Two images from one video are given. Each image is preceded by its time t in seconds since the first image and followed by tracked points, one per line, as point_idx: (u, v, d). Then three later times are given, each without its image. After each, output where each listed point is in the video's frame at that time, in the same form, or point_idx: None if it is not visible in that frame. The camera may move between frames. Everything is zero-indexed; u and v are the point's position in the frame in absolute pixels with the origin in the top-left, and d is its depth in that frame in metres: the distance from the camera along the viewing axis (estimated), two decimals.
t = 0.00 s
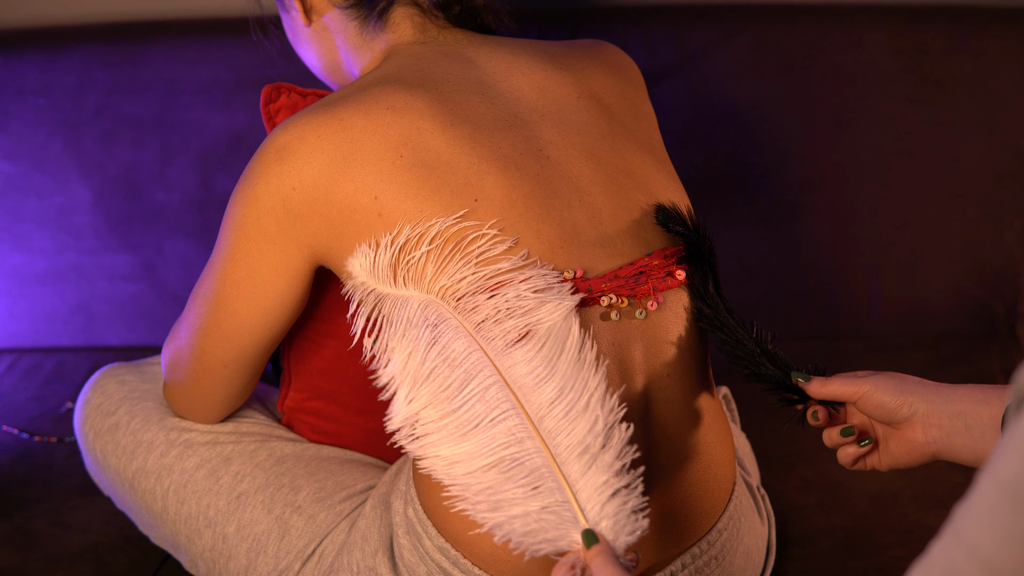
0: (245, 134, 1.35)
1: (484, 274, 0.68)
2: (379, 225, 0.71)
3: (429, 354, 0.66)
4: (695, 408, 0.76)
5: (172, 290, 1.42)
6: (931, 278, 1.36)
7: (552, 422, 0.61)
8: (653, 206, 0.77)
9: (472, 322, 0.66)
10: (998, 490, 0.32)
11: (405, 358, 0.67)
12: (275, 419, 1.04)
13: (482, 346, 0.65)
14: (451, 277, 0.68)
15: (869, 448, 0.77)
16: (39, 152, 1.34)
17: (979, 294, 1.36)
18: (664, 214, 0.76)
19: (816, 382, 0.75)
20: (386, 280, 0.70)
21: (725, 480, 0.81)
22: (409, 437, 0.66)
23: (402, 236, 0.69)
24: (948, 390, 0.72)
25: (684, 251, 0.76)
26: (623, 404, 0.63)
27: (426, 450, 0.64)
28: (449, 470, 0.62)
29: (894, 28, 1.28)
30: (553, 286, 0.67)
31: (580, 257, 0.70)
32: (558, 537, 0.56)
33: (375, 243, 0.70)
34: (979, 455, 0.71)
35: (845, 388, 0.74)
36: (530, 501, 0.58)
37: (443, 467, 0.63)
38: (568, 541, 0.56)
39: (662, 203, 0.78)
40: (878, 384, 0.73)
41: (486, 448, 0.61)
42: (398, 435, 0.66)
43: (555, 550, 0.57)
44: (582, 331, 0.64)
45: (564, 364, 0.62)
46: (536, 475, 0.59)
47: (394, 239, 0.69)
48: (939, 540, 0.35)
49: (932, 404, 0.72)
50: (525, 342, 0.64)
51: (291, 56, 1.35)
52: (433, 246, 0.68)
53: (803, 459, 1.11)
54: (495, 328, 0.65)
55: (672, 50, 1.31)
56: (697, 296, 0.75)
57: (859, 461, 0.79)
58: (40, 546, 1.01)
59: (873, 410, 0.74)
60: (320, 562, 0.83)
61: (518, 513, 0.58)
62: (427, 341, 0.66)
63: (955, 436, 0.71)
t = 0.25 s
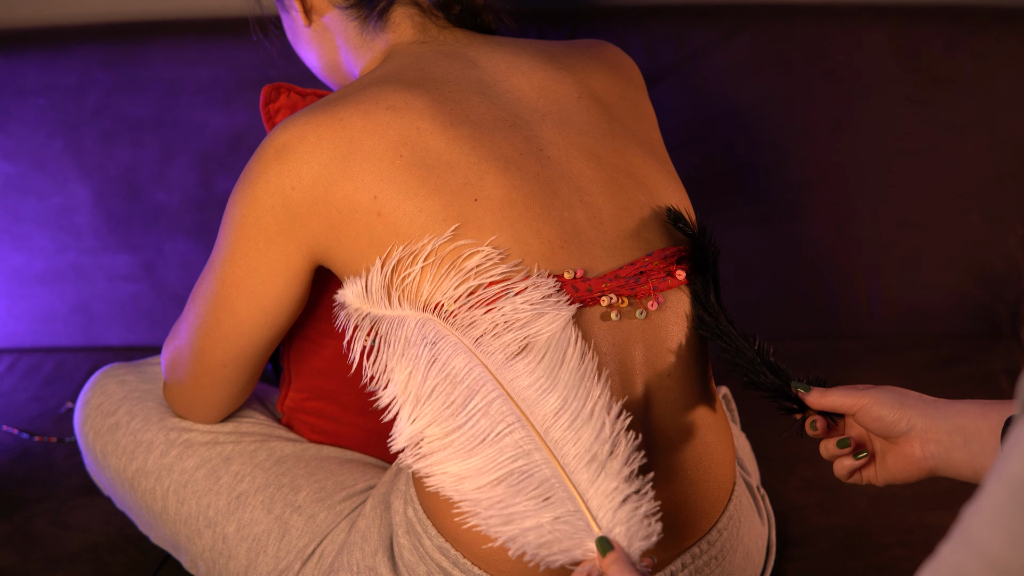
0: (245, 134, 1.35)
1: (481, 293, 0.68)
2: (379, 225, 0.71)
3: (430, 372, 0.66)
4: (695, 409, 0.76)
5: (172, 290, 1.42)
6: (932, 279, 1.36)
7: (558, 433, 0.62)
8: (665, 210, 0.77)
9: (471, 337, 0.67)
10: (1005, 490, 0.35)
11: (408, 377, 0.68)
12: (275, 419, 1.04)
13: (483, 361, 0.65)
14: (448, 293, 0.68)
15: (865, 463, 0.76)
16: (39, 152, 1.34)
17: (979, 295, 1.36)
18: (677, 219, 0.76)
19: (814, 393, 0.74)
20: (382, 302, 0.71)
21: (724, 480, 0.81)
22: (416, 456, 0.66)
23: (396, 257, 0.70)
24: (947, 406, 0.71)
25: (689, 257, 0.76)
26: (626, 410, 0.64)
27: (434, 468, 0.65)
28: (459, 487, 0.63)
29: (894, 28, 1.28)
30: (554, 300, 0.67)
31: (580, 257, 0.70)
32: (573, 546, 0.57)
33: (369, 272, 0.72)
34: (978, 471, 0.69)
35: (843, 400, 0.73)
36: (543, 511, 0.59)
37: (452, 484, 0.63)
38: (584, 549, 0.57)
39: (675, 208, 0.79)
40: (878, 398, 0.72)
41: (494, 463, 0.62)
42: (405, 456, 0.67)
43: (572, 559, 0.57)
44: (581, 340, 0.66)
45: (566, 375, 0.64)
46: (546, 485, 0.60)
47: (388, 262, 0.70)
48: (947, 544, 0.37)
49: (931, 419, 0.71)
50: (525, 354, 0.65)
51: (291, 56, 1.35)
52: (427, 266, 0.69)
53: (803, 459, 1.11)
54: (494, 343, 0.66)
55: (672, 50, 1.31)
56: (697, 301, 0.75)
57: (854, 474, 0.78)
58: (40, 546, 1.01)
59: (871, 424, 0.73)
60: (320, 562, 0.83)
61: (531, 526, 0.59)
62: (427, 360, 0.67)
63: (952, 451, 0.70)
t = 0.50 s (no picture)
0: (245, 134, 1.35)
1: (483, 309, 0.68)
2: (378, 224, 0.71)
3: (440, 390, 0.65)
4: (696, 409, 0.76)
5: (172, 290, 1.42)
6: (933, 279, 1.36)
7: (571, 443, 0.62)
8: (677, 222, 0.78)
9: (478, 351, 0.66)
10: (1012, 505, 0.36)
11: (417, 395, 0.67)
12: (275, 419, 1.04)
13: (491, 375, 0.65)
14: (448, 306, 0.68)
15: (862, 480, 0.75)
16: (39, 152, 1.34)
17: (980, 295, 1.36)
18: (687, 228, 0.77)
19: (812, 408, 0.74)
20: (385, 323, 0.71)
21: (725, 480, 0.80)
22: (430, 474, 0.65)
23: (398, 273, 0.70)
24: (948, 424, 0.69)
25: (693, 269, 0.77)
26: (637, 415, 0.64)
27: (449, 485, 0.64)
28: (475, 503, 0.62)
29: (894, 28, 1.28)
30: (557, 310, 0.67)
31: (580, 257, 0.70)
32: (594, 554, 0.57)
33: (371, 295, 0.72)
34: (978, 489, 0.66)
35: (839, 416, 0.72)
36: (561, 522, 0.59)
37: (469, 501, 0.63)
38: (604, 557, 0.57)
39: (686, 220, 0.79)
40: (873, 414, 0.71)
41: (509, 477, 0.61)
42: (420, 474, 0.66)
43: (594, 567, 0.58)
44: (586, 348, 0.65)
45: (575, 385, 0.63)
46: (563, 496, 0.60)
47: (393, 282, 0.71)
48: (966, 546, 0.39)
49: (928, 435, 0.69)
50: (533, 366, 0.64)
51: (291, 56, 1.35)
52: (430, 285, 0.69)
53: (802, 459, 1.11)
54: (501, 357, 0.65)
55: (672, 50, 1.31)
56: (698, 313, 0.76)
57: (849, 491, 0.76)
58: (41, 546, 1.01)
59: (867, 440, 0.71)
60: (320, 562, 0.83)
61: (550, 538, 0.59)
62: (435, 377, 0.66)
63: (949, 468, 0.67)
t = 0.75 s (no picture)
0: (245, 134, 1.35)
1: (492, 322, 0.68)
2: (378, 224, 0.71)
3: (458, 405, 0.65)
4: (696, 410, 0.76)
5: (172, 290, 1.42)
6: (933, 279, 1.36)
7: (592, 451, 0.61)
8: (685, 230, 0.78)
9: (493, 363, 0.66)
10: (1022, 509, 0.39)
11: (435, 411, 0.66)
12: (275, 419, 1.04)
13: (508, 388, 0.64)
14: (453, 322, 0.68)
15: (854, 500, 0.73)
16: (39, 153, 1.34)
17: (980, 295, 1.36)
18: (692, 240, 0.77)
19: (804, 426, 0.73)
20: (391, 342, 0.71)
21: (725, 480, 0.80)
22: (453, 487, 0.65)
23: (402, 289, 0.70)
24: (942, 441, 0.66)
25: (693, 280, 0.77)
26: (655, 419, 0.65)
27: (473, 498, 0.64)
28: (500, 514, 0.62)
29: (894, 28, 1.28)
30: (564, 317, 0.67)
31: (581, 257, 0.70)
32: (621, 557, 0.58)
33: (371, 319, 0.73)
34: (972, 506, 0.64)
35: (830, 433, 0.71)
36: (587, 528, 0.59)
37: (494, 512, 0.62)
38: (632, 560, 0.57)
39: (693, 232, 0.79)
40: (865, 431, 0.69)
41: (532, 487, 0.61)
42: (443, 489, 0.66)
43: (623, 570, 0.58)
44: (599, 356, 0.65)
45: (592, 393, 0.63)
46: (587, 503, 0.60)
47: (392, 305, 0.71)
48: (978, 548, 0.42)
49: (921, 452, 0.67)
50: (549, 376, 0.64)
51: (291, 56, 1.35)
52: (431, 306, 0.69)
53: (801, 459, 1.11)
54: (515, 368, 0.65)
55: (672, 50, 1.31)
56: (696, 325, 0.75)
57: (841, 510, 0.74)
58: (41, 546, 1.01)
59: (858, 458, 0.70)
60: (320, 561, 0.83)
61: (577, 545, 0.59)
62: (452, 392, 0.65)
63: (942, 487, 0.65)
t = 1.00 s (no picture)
0: (245, 134, 1.35)
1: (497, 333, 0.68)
2: (377, 224, 0.70)
3: (469, 418, 0.65)
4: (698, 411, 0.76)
5: (171, 290, 1.42)
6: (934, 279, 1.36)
7: (604, 459, 0.63)
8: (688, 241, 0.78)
9: (502, 375, 0.67)
10: None
11: (445, 425, 0.66)
12: (275, 419, 1.04)
13: (518, 399, 0.65)
14: (456, 330, 0.69)
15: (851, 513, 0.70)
16: (39, 153, 1.34)
17: (980, 295, 1.35)
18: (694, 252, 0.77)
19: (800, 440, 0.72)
20: (399, 356, 0.72)
21: (725, 480, 0.80)
22: (466, 501, 0.65)
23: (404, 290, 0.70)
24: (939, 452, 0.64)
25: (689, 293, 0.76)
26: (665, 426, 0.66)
27: (487, 511, 0.64)
28: (515, 527, 0.62)
29: (894, 28, 1.28)
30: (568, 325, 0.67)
31: (581, 257, 0.70)
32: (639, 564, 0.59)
33: (378, 335, 0.73)
34: (971, 518, 0.62)
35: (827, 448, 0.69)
36: (604, 537, 0.60)
37: (509, 524, 0.62)
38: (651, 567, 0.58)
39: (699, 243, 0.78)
40: (860, 444, 0.67)
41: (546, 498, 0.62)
42: (456, 504, 0.65)
43: None
44: (607, 363, 0.66)
45: (602, 402, 0.64)
46: (602, 511, 0.61)
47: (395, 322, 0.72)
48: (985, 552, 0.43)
49: (917, 464, 0.64)
50: (558, 386, 0.65)
51: (291, 56, 1.35)
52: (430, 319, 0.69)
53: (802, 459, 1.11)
54: (524, 380, 0.66)
55: (672, 50, 1.31)
56: (693, 336, 0.74)
57: (837, 525, 0.72)
58: (40, 547, 1.01)
59: (854, 472, 0.68)
60: (321, 561, 0.82)
61: (594, 554, 0.60)
62: (462, 405, 0.66)
63: (941, 499, 0.63)
